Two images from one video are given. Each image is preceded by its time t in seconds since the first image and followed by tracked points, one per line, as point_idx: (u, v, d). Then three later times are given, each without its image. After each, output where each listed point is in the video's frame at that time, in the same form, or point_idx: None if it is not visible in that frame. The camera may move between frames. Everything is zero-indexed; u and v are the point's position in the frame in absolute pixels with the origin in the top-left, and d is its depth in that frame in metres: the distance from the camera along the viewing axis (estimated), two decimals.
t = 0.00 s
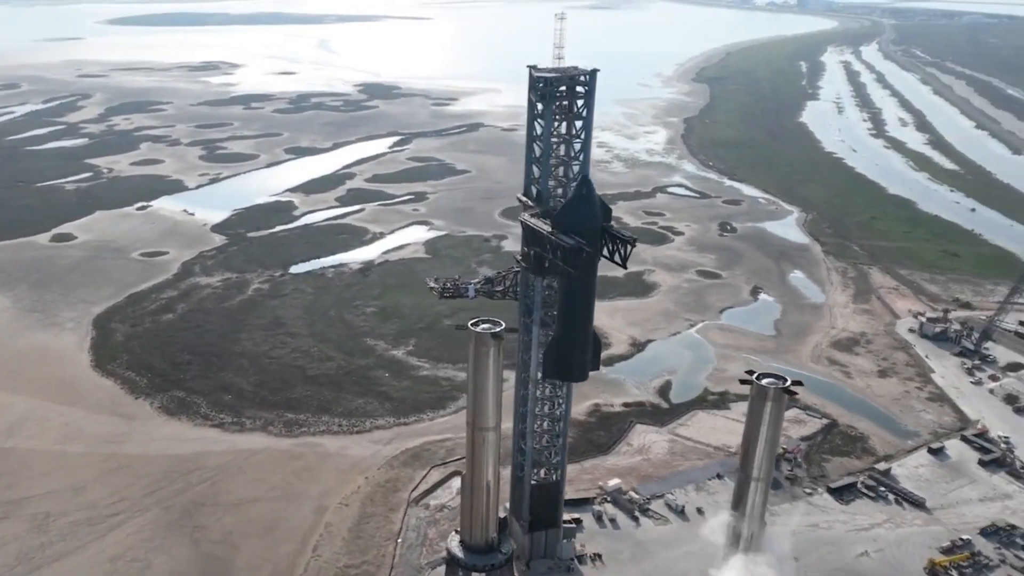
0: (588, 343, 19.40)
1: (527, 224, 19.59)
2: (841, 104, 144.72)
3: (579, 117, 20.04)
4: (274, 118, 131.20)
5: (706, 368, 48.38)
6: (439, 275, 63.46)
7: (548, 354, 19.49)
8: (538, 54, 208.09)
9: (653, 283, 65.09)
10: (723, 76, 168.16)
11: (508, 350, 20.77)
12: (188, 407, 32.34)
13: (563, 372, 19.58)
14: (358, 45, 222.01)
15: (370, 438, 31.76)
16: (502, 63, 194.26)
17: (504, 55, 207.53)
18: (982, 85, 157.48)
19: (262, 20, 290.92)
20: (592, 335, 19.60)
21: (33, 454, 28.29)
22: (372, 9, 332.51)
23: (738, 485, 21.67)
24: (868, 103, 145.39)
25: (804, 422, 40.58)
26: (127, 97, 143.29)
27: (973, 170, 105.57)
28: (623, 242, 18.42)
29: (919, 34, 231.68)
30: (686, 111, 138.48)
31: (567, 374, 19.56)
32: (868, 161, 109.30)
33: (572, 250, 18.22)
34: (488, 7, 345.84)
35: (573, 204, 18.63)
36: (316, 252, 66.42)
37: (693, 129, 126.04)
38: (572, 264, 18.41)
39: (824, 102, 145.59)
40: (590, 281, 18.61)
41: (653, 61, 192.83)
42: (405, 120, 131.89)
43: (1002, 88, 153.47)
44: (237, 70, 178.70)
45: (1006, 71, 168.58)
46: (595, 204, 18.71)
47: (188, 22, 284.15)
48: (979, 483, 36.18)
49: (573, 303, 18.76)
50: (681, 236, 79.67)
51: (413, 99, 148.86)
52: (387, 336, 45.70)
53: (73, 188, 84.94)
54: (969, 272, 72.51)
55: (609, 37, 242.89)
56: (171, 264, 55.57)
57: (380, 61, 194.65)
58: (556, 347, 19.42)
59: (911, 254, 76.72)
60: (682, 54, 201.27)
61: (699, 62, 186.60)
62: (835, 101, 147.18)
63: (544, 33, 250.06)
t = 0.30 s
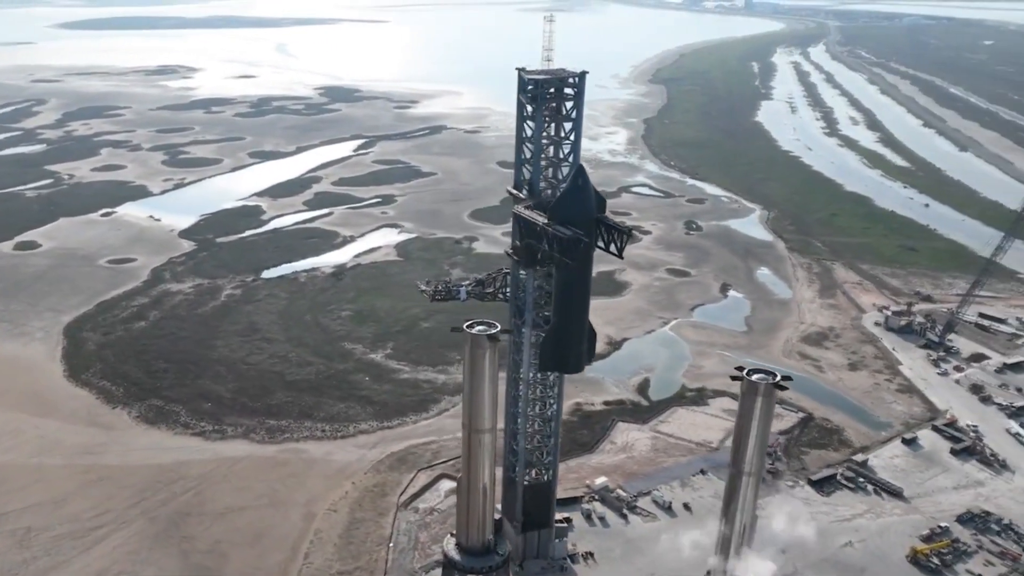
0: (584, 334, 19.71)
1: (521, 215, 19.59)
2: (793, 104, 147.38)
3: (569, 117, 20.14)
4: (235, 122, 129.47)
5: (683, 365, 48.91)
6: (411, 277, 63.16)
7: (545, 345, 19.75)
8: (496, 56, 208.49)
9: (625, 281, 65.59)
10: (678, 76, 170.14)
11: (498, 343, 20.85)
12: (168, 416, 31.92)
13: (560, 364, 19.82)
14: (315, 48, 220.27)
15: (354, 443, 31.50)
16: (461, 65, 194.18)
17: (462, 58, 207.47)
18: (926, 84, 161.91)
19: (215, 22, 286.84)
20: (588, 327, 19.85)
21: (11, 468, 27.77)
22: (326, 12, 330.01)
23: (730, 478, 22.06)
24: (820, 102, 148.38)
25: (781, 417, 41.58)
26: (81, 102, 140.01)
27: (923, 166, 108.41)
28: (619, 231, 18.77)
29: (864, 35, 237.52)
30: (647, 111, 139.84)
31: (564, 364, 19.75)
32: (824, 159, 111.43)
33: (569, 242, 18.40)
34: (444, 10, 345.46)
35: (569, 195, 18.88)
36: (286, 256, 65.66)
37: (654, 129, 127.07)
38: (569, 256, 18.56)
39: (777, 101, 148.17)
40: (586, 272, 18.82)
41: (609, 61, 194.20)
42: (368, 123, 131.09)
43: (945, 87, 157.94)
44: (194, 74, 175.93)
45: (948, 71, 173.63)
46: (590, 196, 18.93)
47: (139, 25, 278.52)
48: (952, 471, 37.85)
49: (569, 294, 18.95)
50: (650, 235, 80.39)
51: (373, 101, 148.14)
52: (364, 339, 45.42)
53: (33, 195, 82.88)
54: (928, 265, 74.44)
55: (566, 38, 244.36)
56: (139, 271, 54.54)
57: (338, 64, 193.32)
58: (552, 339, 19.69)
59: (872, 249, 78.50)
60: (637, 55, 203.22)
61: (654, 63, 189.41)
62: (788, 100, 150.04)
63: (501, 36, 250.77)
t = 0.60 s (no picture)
0: (584, 327, 19.58)
1: (519, 205, 19.42)
2: (753, 103, 149.26)
3: (563, 118, 20.19)
4: (200, 125, 127.74)
5: (663, 362, 49.40)
6: (388, 279, 62.87)
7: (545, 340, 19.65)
8: (459, 57, 208.40)
9: (601, 280, 65.99)
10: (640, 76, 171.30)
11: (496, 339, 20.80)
12: (151, 424, 31.51)
13: (561, 356, 19.71)
14: (276, 50, 217.92)
15: (342, 447, 31.22)
16: (424, 67, 193.65)
17: (424, 59, 206.93)
18: (879, 82, 165.22)
19: (171, 24, 281.93)
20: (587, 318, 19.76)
21: None
22: (284, 13, 326.35)
23: (726, 475, 22.36)
24: (779, 101, 150.48)
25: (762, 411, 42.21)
26: (40, 106, 136.91)
27: (881, 163, 110.60)
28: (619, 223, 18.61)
29: (817, 35, 241.60)
30: (614, 110, 140.74)
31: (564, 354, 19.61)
32: (787, 157, 113.02)
33: (570, 233, 18.30)
34: (403, 11, 343.98)
35: (567, 186, 18.72)
36: (260, 260, 64.97)
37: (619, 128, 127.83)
38: (570, 245, 18.45)
39: (738, 101, 150.17)
40: (585, 259, 18.61)
41: (571, 60, 194.98)
42: (336, 125, 130.24)
43: (897, 85, 161.32)
44: (155, 76, 173.15)
45: (899, 70, 177.40)
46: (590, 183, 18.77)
47: (94, 27, 273.03)
48: (929, 460, 38.84)
49: (569, 284, 18.81)
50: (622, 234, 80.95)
51: (338, 103, 147.19)
52: (346, 342, 45.12)
53: None
54: (893, 260, 75.98)
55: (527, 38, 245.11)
56: (112, 278, 53.66)
57: (300, 66, 191.61)
58: (552, 333, 19.59)
59: (840, 244, 79.97)
60: (599, 55, 204.30)
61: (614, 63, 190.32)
62: (748, 99, 152.12)
63: (461, 37, 250.65)
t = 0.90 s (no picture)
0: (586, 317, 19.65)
1: (521, 195, 19.42)
2: (717, 100, 150.60)
3: (561, 115, 20.16)
4: (167, 126, 125.80)
5: (647, 357, 49.71)
6: (367, 279, 62.47)
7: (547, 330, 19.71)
8: (424, 57, 207.72)
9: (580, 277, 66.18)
10: (605, 74, 172.11)
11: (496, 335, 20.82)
12: (137, 431, 31.06)
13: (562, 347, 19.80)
14: (238, 50, 215.12)
15: (333, 450, 30.96)
16: (389, 66, 192.65)
17: (389, 58, 205.69)
18: (838, 80, 167.79)
19: (130, 24, 276.83)
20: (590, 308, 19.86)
21: None
22: (244, 12, 321.89)
23: (723, 469, 22.61)
24: (743, 98, 152.00)
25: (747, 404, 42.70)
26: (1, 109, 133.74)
27: (846, 158, 112.38)
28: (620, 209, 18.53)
29: (775, 33, 244.66)
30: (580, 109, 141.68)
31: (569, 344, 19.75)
32: (755, 153, 114.27)
33: (573, 223, 18.35)
34: (366, 11, 341.80)
35: (567, 177, 18.69)
36: (237, 262, 64.15)
37: (588, 126, 128.10)
38: (573, 235, 18.53)
39: (703, 98, 151.57)
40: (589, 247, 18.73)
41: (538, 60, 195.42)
42: (305, 125, 129.09)
43: (855, 82, 163.96)
44: (117, 77, 170.09)
45: (856, 67, 180.45)
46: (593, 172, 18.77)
47: (50, 27, 266.91)
48: (910, 449, 39.61)
49: (573, 273, 18.93)
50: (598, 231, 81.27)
51: (306, 104, 145.87)
52: (329, 343, 44.79)
53: None
54: (864, 253, 77.27)
55: (490, 38, 244.82)
56: (88, 283, 52.71)
57: (265, 66, 189.37)
58: (553, 324, 19.65)
59: (812, 238, 81.10)
60: (565, 53, 204.88)
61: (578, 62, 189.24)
62: (713, 97, 153.61)
63: (425, 37, 249.75)
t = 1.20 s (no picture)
0: (588, 306, 19.98)
1: (523, 184, 19.34)
2: (684, 98, 151.61)
3: (558, 114, 20.13)
4: (135, 128, 123.71)
5: (632, 353, 50.00)
6: (348, 280, 61.96)
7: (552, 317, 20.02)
8: (389, 56, 206.59)
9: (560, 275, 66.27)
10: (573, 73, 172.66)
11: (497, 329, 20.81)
12: (123, 437, 30.58)
13: (568, 335, 20.10)
14: (202, 50, 212.09)
15: (325, 451, 30.70)
16: (355, 65, 191.29)
17: (355, 58, 204.17)
18: (800, 76, 169.92)
19: (88, 24, 271.30)
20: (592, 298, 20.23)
21: None
22: (205, 12, 317.11)
23: (722, 462, 22.82)
24: (709, 96, 153.20)
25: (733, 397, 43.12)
26: None
27: (813, 154, 113.86)
28: (624, 197, 18.63)
29: (736, 31, 247.09)
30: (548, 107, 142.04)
31: (573, 332, 19.99)
32: (726, 149, 115.21)
33: (579, 210, 18.45)
34: (329, 10, 338.86)
35: (571, 167, 18.68)
36: (215, 264, 63.28)
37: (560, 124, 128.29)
38: (578, 222, 18.81)
39: (670, 96, 152.58)
40: (593, 235, 19.04)
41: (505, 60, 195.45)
42: (276, 125, 127.75)
43: (817, 79, 166.24)
44: (79, 78, 166.74)
45: (817, 64, 182.94)
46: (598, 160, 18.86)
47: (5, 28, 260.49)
48: (895, 439, 40.23)
49: (580, 260, 19.17)
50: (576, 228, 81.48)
51: (275, 104, 144.33)
52: (314, 345, 44.40)
53: None
54: (837, 247, 78.35)
55: (455, 36, 244.05)
56: (64, 289, 51.72)
57: (230, 66, 186.89)
58: (559, 313, 19.94)
59: (786, 232, 82.08)
60: (531, 52, 205.05)
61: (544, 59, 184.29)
62: (679, 94, 154.77)
63: (389, 35, 248.45)
